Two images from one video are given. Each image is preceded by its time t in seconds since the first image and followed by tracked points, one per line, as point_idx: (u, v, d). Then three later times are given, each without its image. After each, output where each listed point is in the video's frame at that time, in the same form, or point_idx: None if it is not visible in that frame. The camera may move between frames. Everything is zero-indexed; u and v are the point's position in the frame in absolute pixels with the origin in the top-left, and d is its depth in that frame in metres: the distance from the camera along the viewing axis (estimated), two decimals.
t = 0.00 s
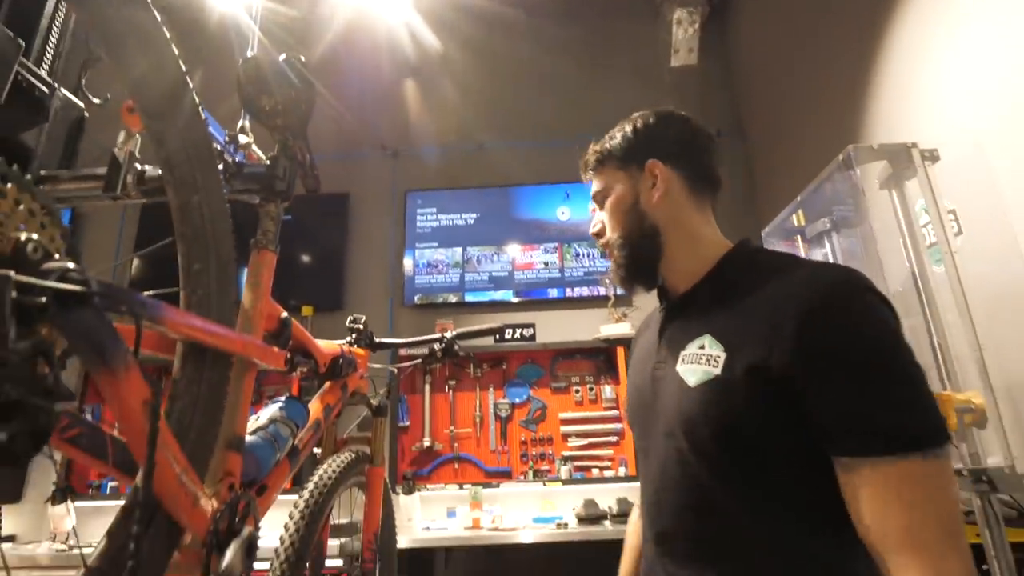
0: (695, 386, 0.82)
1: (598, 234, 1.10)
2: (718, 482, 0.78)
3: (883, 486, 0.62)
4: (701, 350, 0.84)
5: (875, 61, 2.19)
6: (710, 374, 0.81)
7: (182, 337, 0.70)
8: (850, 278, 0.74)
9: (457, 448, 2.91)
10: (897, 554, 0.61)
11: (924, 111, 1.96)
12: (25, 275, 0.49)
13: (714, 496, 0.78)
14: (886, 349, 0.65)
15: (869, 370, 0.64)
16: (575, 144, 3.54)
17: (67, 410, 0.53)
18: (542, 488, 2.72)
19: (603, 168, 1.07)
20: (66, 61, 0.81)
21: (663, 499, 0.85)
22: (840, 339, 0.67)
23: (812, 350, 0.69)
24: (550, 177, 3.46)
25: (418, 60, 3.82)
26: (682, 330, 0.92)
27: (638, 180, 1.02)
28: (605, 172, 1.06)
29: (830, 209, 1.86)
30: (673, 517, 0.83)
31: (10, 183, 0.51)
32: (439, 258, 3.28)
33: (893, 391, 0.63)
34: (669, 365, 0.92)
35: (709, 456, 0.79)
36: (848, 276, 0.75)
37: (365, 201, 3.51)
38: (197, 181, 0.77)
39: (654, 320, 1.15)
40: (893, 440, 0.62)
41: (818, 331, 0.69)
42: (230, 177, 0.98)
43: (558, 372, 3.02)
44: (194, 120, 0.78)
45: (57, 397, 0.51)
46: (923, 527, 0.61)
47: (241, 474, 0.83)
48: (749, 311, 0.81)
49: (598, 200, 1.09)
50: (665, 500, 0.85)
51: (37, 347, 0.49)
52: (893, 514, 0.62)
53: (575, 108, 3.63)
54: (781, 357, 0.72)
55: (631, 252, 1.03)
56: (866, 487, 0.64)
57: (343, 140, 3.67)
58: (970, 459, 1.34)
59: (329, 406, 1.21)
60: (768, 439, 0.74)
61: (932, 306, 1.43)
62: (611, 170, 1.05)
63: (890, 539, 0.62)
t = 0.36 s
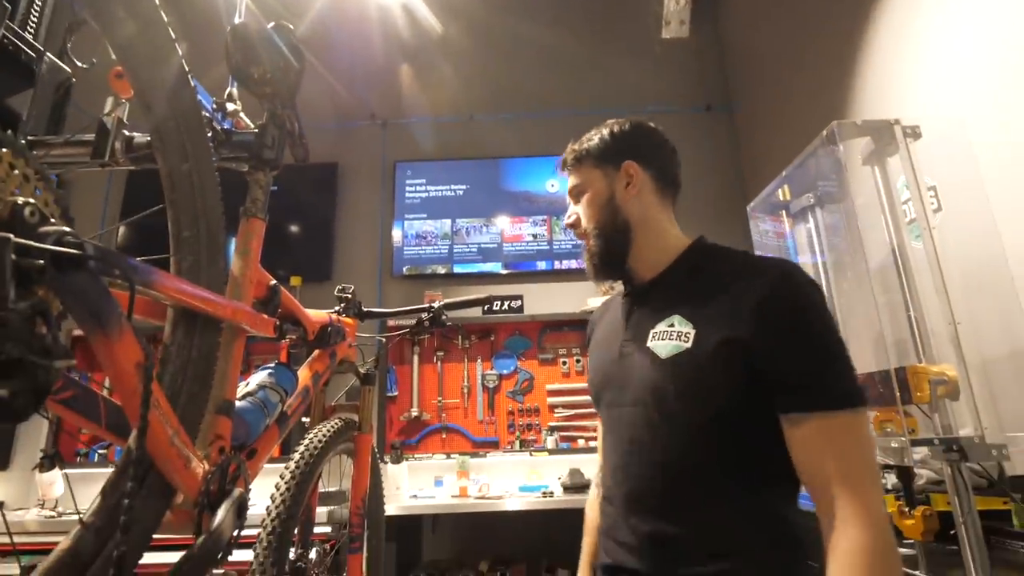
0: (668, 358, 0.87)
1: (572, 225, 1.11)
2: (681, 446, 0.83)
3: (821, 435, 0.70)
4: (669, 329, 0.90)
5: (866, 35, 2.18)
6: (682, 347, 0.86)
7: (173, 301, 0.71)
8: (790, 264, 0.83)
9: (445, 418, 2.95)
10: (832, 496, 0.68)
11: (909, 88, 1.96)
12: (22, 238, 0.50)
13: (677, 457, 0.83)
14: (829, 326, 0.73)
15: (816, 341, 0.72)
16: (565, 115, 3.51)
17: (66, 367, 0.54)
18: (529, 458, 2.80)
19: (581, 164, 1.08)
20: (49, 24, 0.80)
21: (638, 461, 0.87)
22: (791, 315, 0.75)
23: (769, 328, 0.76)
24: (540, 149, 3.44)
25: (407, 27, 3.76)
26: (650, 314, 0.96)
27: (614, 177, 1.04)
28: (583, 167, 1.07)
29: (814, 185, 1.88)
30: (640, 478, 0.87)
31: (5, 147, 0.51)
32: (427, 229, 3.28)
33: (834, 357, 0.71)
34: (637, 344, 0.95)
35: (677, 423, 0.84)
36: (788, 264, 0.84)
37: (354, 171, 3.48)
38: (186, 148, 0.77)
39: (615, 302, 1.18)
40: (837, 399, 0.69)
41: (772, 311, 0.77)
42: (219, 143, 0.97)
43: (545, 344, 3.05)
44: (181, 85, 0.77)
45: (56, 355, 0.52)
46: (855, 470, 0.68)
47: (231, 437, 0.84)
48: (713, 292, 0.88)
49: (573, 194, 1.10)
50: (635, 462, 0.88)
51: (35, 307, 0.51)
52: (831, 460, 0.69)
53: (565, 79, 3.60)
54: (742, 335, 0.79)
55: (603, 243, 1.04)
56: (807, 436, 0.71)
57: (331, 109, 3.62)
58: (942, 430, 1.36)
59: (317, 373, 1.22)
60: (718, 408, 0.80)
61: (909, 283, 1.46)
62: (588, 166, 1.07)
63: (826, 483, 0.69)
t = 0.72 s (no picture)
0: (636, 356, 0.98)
1: (552, 229, 1.16)
2: (645, 434, 0.95)
3: (755, 428, 0.86)
4: (637, 331, 1.01)
5: (871, 20, 2.15)
6: (648, 347, 0.98)
7: (166, 286, 0.70)
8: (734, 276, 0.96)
9: (446, 409, 2.95)
10: (762, 478, 0.85)
11: (914, 74, 1.93)
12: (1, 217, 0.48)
13: (645, 445, 0.94)
14: (771, 338, 0.88)
15: (758, 352, 0.87)
16: (566, 103, 3.48)
17: (47, 351, 0.55)
18: (530, 448, 2.81)
19: (568, 176, 1.14)
20: (32, 2, 0.77)
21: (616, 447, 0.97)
22: (739, 328, 0.89)
23: (722, 339, 0.90)
24: (541, 139, 3.41)
25: (406, 15, 3.72)
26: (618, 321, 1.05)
27: (599, 192, 1.11)
28: (570, 179, 1.13)
29: (819, 172, 1.86)
30: (614, 464, 0.97)
31: None
32: (428, 220, 3.26)
33: (774, 366, 0.86)
34: (608, 343, 1.05)
35: (641, 416, 0.96)
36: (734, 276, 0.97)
37: (353, 160, 3.46)
38: (178, 131, 0.76)
39: (583, 307, 1.26)
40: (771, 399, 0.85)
41: (726, 324, 0.91)
42: (212, 127, 0.95)
43: (546, 334, 3.04)
44: (170, 66, 0.76)
45: (37, 339, 0.53)
46: (778, 456, 0.84)
47: (228, 426, 0.83)
48: (676, 295, 1.00)
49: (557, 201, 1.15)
50: (611, 448, 0.98)
51: (15, 289, 0.50)
52: (763, 448, 0.85)
53: (566, 67, 3.57)
54: (702, 343, 0.92)
55: (585, 249, 1.10)
56: (744, 428, 0.87)
57: (329, 99, 3.59)
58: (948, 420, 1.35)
59: (316, 362, 1.21)
60: (672, 402, 0.93)
61: (915, 272, 1.44)
62: (574, 179, 1.13)
63: (756, 465, 0.86)
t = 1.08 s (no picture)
0: (631, 358, 1.11)
1: (552, 235, 1.27)
2: (637, 428, 1.08)
3: (739, 421, 0.99)
4: (629, 336, 1.14)
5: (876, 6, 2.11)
6: (642, 349, 1.11)
7: (150, 277, 0.68)
8: (721, 286, 1.12)
9: (447, 404, 2.93)
10: (747, 467, 0.99)
11: (919, 60, 1.90)
12: None
13: (638, 440, 1.08)
14: (753, 341, 1.02)
15: (743, 352, 1.01)
16: (566, 96, 3.44)
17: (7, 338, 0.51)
18: (533, 443, 2.84)
19: (571, 188, 1.27)
20: None
21: (611, 443, 1.10)
22: (726, 331, 1.04)
23: (712, 341, 1.05)
24: (541, 131, 3.38)
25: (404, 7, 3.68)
26: (608, 326, 1.19)
27: (598, 206, 1.27)
28: (573, 191, 1.26)
29: (823, 161, 1.84)
30: (609, 460, 1.09)
31: None
32: (427, 214, 3.24)
33: (756, 363, 1.00)
34: (600, 346, 1.18)
35: (638, 410, 1.09)
36: (720, 286, 1.12)
37: (352, 154, 3.43)
38: (162, 118, 0.74)
39: (570, 313, 1.37)
40: (755, 392, 0.98)
41: (717, 328, 1.05)
42: (201, 115, 0.93)
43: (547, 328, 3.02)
44: (152, 49, 0.73)
45: None
46: (760, 443, 0.98)
47: (218, 422, 0.82)
48: (672, 305, 1.14)
49: (558, 210, 1.27)
50: (604, 446, 1.11)
51: None
52: (746, 438, 0.98)
53: (566, 59, 3.54)
54: (695, 344, 1.07)
55: (585, 254, 1.23)
56: (729, 422, 1.00)
57: (327, 92, 3.56)
58: (954, 411, 1.33)
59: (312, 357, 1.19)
60: (667, 396, 1.07)
61: (921, 263, 1.42)
62: (577, 191, 1.26)
63: (740, 453, 0.99)
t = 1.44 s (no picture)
0: (629, 363, 1.08)
1: (564, 225, 1.22)
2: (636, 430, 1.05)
3: (732, 421, 0.99)
4: (627, 338, 1.11)
5: None
6: (641, 352, 1.08)
7: (109, 268, 0.64)
8: (713, 288, 1.12)
9: (443, 403, 2.89)
10: (741, 465, 0.99)
11: (921, 53, 1.85)
12: None
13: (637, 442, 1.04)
14: (747, 341, 1.04)
15: (735, 353, 1.01)
16: (564, 92, 3.40)
17: None
18: (530, 443, 2.80)
19: (585, 182, 1.24)
20: None
21: (609, 446, 1.06)
22: (720, 331, 1.04)
23: (707, 341, 1.05)
24: (539, 127, 3.34)
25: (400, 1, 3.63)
26: (603, 329, 1.16)
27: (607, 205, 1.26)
28: (587, 186, 1.24)
29: (824, 155, 1.80)
30: (607, 464, 1.05)
31: None
32: (423, 211, 3.20)
33: (748, 363, 1.01)
34: (596, 349, 1.15)
35: (632, 411, 1.06)
36: (713, 288, 1.13)
37: (348, 150, 3.39)
38: (125, 101, 0.69)
39: (559, 315, 1.33)
40: (747, 392, 0.98)
41: (711, 329, 1.05)
42: (176, 101, 0.89)
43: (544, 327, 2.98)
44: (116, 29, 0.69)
45: None
46: (754, 443, 0.98)
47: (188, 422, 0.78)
48: (667, 304, 1.14)
49: (570, 201, 1.24)
50: (606, 450, 1.06)
51: None
52: (740, 437, 0.99)
53: (564, 55, 3.49)
54: (689, 344, 1.06)
55: (594, 249, 1.21)
56: (724, 420, 1.00)
57: (323, 88, 3.51)
58: (960, 410, 1.28)
59: (296, 354, 1.15)
60: (664, 396, 1.05)
61: (925, 259, 1.38)
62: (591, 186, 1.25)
63: (733, 452, 1.00)
